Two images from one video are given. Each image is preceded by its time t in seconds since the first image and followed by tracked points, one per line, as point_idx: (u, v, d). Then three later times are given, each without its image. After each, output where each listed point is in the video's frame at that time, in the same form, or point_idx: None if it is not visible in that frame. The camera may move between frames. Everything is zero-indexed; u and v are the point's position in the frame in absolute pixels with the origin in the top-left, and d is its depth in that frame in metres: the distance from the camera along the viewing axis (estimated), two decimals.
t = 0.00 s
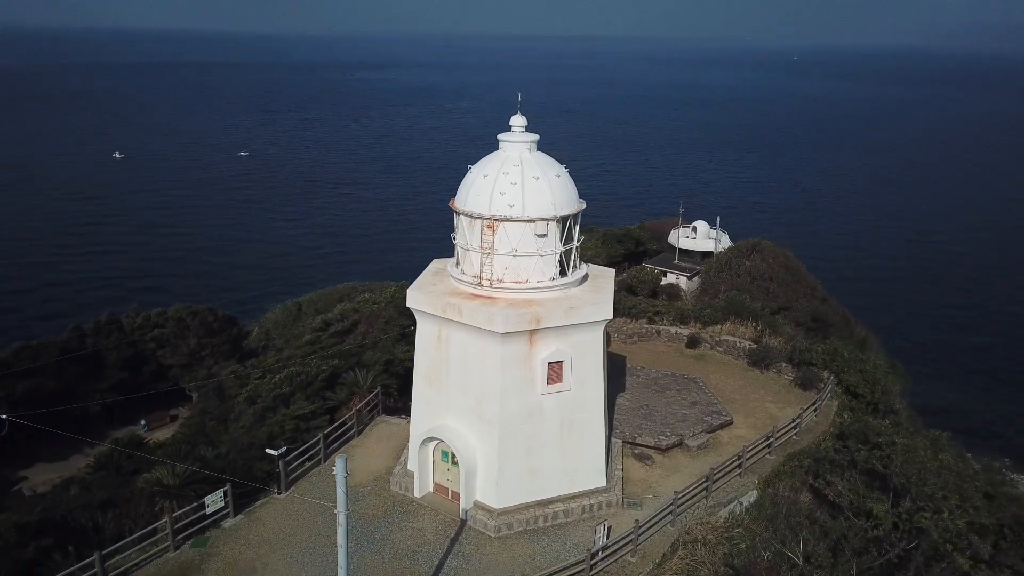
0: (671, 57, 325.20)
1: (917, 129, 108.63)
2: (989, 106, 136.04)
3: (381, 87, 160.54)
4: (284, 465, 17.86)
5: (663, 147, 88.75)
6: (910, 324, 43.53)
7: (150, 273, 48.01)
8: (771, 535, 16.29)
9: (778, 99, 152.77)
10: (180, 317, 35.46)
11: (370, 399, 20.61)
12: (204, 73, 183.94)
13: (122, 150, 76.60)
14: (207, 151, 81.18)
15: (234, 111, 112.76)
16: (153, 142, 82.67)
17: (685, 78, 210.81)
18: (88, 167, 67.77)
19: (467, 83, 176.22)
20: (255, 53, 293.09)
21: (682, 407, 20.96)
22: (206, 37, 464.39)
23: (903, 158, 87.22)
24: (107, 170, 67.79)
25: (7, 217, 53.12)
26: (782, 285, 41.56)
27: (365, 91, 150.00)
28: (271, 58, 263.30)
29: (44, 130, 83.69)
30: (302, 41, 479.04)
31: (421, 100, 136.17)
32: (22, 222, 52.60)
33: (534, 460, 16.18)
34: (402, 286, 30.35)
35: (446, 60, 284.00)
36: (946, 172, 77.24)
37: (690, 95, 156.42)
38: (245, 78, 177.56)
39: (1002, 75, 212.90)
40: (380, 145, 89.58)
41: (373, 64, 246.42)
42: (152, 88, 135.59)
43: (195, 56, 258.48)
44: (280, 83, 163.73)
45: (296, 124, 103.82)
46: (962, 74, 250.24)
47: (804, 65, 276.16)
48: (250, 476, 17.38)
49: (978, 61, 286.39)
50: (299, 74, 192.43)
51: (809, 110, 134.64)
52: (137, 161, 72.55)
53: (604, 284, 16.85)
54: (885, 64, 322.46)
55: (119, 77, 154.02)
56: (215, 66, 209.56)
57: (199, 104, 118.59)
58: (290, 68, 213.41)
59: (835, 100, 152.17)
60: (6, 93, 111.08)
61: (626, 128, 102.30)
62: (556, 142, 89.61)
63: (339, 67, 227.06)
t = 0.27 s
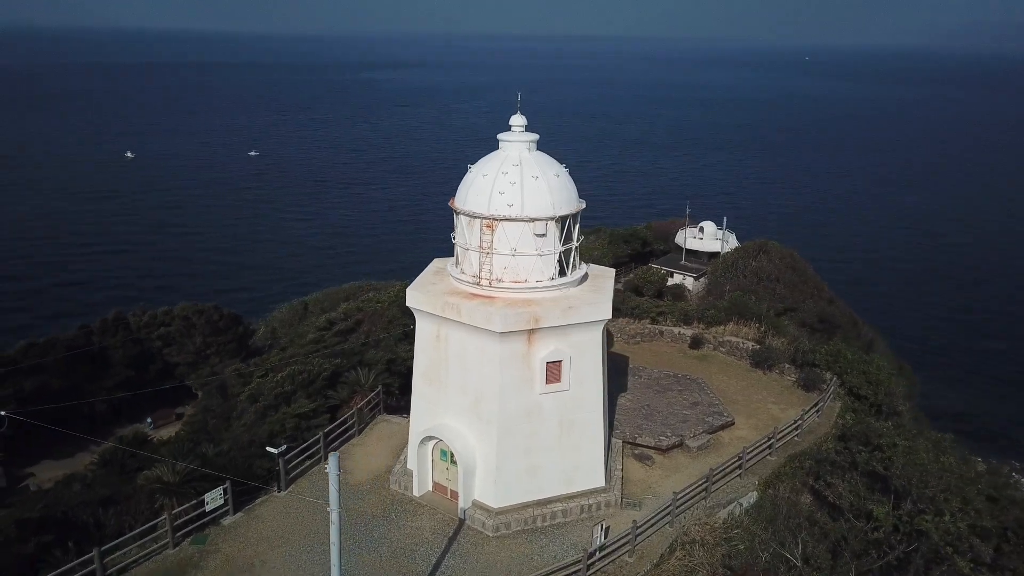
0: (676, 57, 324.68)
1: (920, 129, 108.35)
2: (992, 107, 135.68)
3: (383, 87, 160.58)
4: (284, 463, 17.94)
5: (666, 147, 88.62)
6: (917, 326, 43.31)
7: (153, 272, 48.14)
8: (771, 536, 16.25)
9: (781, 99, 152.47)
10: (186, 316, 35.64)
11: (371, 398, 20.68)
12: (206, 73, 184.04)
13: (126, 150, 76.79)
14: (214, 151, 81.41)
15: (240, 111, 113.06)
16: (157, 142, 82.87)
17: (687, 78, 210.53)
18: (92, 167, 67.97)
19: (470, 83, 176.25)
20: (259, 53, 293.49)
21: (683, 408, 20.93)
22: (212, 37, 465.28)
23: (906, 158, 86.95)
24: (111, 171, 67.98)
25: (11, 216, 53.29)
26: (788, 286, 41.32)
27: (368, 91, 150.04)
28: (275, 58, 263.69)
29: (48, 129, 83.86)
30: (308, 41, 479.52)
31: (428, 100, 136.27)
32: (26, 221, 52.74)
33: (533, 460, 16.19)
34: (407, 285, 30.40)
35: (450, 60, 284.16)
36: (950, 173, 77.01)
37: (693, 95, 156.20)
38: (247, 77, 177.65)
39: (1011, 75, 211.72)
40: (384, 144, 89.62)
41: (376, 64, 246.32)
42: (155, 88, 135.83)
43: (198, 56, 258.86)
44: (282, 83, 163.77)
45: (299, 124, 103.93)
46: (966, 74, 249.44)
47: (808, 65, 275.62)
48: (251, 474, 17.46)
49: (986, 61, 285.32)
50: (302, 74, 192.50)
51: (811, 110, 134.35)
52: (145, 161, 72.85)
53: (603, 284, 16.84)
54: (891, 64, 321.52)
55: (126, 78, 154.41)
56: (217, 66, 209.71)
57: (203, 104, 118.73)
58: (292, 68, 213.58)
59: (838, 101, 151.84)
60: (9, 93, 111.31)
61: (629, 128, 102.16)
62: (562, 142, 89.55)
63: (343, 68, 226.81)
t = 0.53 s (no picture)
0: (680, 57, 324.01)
1: (920, 129, 108.00)
2: (993, 107, 135.21)
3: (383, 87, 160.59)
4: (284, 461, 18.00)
5: (666, 147, 88.42)
6: (921, 327, 43.14)
7: (155, 271, 48.27)
8: (770, 538, 16.17)
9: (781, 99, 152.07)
10: (192, 315, 35.87)
11: (373, 397, 20.73)
12: (206, 72, 184.12)
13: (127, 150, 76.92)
14: (220, 151, 81.67)
15: (247, 112, 113.40)
16: (158, 142, 83.01)
17: (687, 77, 210.20)
18: (92, 167, 68.09)
19: (470, 83, 176.12)
20: (261, 53, 293.89)
21: (684, 408, 20.89)
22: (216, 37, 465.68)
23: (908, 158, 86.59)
24: (112, 170, 68.08)
25: (12, 214, 53.37)
26: (796, 287, 41.09)
27: (368, 91, 150.07)
28: (277, 58, 263.94)
29: (48, 129, 84.01)
30: (312, 41, 479.43)
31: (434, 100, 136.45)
32: (27, 219, 52.84)
33: (532, 460, 16.19)
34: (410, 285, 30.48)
35: (452, 59, 284.26)
36: (951, 173, 76.70)
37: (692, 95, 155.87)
38: (248, 77, 177.80)
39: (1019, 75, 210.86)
40: (385, 144, 89.65)
41: (377, 64, 246.36)
42: (155, 88, 135.99)
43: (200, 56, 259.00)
44: (285, 83, 164.02)
45: (305, 124, 104.13)
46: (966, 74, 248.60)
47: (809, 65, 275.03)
48: (252, 471, 17.53)
49: (995, 61, 284.22)
50: (302, 74, 192.49)
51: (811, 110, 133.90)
52: (151, 161, 73.13)
53: (603, 284, 16.84)
54: (895, 64, 320.32)
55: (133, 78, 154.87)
56: (217, 65, 209.90)
57: (203, 104, 118.75)
58: (292, 68, 213.58)
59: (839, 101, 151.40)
60: (16, 93, 111.69)
61: (633, 128, 102.02)
62: (568, 142, 89.53)
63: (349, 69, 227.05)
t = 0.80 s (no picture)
0: (684, 57, 323.36)
1: (920, 129, 107.57)
2: (993, 107, 134.62)
3: (383, 87, 160.63)
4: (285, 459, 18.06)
5: (666, 147, 88.20)
6: (927, 330, 42.99)
7: (161, 270, 48.46)
8: (770, 540, 16.11)
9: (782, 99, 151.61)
10: (198, 313, 36.10)
11: (375, 396, 20.80)
12: (206, 72, 184.32)
13: (128, 150, 77.12)
14: (226, 151, 81.87)
15: (253, 112, 113.62)
16: (158, 142, 83.20)
17: (687, 77, 209.72)
18: (93, 165, 68.29)
19: (470, 83, 176.00)
20: (264, 53, 294.28)
21: (685, 409, 20.86)
22: (184, 38, 459.09)
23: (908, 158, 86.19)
24: (113, 170, 68.28)
25: (13, 211, 53.54)
26: (803, 288, 40.81)
27: (369, 91, 150.14)
28: (279, 58, 264.32)
29: (49, 129, 84.23)
30: (279, 40, 472.85)
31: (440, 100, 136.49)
32: (29, 217, 53.02)
33: (531, 459, 16.20)
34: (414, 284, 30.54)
35: (454, 59, 284.28)
36: (953, 174, 76.37)
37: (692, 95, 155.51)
38: (247, 78, 178.00)
39: None
40: (387, 144, 89.73)
41: (377, 64, 246.21)
42: (155, 89, 136.25)
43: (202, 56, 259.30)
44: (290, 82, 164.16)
45: (311, 124, 104.27)
46: (967, 74, 247.68)
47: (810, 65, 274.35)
48: (253, 469, 17.61)
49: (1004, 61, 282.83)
50: (302, 74, 192.64)
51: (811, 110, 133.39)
52: (157, 161, 73.37)
53: (603, 284, 16.83)
54: (898, 64, 319.09)
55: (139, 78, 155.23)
56: (217, 66, 210.08)
57: (203, 104, 118.93)
58: (292, 68, 213.60)
59: (839, 100, 150.82)
60: (23, 93, 112.08)
61: (638, 128, 101.85)
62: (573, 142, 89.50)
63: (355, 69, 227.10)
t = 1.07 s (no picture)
0: (688, 57, 322.73)
1: (920, 129, 107.12)
2: (993, 107, 134.08)
3: (383, 87, 160.73)
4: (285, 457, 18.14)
5: (666, 147, 88.01)
6: (933, 333, 42.85)
7: (168, 270, 48.74)
8: (768, 542, 16.04)
9: (781, 99, 151.21)
10: (204, 312, 36.37)
11: (377, 394, 20.87)
12: (205, 72, 184.47)
13: (136, 150, 77.53)
14: (233, 152, 82.14)
15: (260, 113, 113.88)
16: (158, 142, 83.41)
17: (687, 77, 209.27)
18: (94, 165, 68.52)
19: (470, 83, 176.00)
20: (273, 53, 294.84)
21: (687, 409, 20.85)
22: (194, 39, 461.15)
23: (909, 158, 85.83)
24: (113, 170, 68.48)
25: (20, 212, 53.85)
26: (809, 290, 40.41)
27: (369, 91, 150.23)
28: (282, 58, 264.79)
29: (49, 129, 84.48)
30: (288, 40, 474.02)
31: (446, 100, 136.58)
32: (36, 217, 53.33)
33: (530, 459, 16.22)
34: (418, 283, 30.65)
35: (457, 59, 284.09)
36: (953, 174, 76.07)
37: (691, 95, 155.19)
38: (251, 78, 178.22)
39: None
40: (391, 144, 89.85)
41: (384, 65, 246.36)
42: (156, 89, 136.55)
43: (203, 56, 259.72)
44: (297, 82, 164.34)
45: (318, 125, 104.47)
46: (950, 72, 246.87)
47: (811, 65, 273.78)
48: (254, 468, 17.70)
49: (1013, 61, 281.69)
50: (302, 74, 192.71)
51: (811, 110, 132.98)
52: (164, 162, 73.65)
53: (603, 284, 16.83)
54: (902, 64, 317.89)
55: (147, 79, 155.74)
56: (221, 66, 210.39)
57: (202, 104, 119.18)
58: (291, 68, 213.61)
59: (839, 100, 150.32)
60: (30, 94, 112.68)
61: (645, 129, 101.68)
62: (579, 142, 89.44)
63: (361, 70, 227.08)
